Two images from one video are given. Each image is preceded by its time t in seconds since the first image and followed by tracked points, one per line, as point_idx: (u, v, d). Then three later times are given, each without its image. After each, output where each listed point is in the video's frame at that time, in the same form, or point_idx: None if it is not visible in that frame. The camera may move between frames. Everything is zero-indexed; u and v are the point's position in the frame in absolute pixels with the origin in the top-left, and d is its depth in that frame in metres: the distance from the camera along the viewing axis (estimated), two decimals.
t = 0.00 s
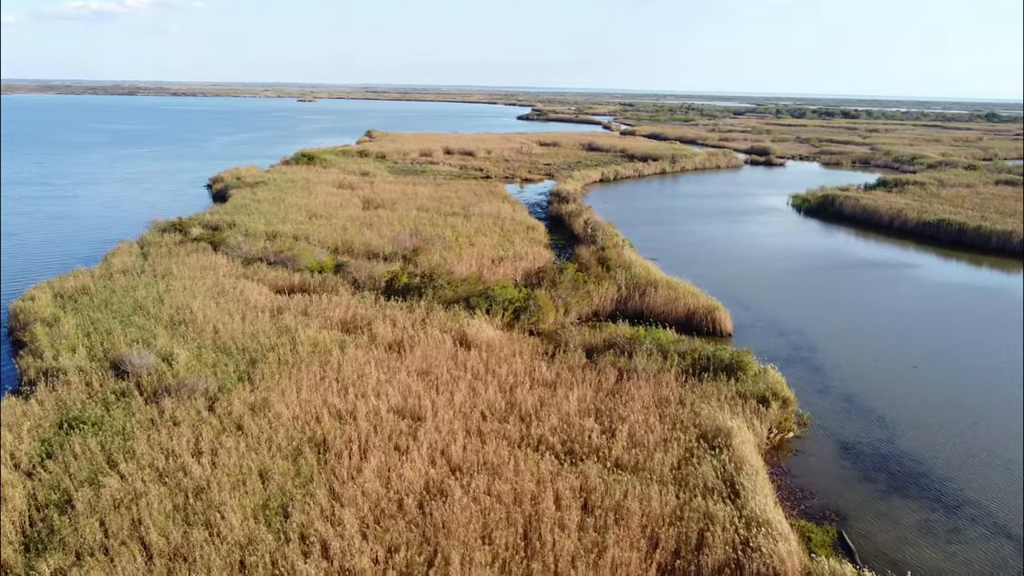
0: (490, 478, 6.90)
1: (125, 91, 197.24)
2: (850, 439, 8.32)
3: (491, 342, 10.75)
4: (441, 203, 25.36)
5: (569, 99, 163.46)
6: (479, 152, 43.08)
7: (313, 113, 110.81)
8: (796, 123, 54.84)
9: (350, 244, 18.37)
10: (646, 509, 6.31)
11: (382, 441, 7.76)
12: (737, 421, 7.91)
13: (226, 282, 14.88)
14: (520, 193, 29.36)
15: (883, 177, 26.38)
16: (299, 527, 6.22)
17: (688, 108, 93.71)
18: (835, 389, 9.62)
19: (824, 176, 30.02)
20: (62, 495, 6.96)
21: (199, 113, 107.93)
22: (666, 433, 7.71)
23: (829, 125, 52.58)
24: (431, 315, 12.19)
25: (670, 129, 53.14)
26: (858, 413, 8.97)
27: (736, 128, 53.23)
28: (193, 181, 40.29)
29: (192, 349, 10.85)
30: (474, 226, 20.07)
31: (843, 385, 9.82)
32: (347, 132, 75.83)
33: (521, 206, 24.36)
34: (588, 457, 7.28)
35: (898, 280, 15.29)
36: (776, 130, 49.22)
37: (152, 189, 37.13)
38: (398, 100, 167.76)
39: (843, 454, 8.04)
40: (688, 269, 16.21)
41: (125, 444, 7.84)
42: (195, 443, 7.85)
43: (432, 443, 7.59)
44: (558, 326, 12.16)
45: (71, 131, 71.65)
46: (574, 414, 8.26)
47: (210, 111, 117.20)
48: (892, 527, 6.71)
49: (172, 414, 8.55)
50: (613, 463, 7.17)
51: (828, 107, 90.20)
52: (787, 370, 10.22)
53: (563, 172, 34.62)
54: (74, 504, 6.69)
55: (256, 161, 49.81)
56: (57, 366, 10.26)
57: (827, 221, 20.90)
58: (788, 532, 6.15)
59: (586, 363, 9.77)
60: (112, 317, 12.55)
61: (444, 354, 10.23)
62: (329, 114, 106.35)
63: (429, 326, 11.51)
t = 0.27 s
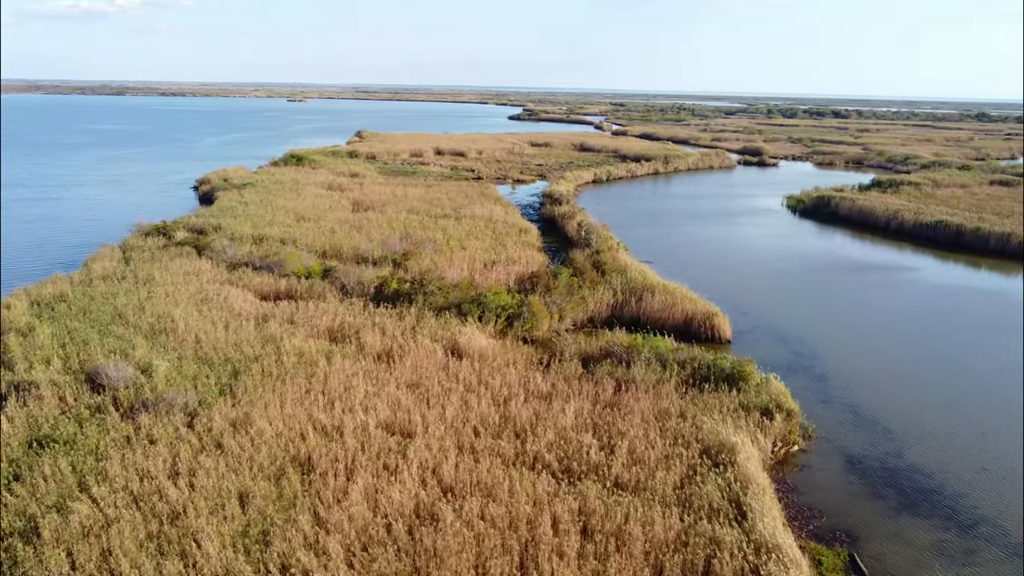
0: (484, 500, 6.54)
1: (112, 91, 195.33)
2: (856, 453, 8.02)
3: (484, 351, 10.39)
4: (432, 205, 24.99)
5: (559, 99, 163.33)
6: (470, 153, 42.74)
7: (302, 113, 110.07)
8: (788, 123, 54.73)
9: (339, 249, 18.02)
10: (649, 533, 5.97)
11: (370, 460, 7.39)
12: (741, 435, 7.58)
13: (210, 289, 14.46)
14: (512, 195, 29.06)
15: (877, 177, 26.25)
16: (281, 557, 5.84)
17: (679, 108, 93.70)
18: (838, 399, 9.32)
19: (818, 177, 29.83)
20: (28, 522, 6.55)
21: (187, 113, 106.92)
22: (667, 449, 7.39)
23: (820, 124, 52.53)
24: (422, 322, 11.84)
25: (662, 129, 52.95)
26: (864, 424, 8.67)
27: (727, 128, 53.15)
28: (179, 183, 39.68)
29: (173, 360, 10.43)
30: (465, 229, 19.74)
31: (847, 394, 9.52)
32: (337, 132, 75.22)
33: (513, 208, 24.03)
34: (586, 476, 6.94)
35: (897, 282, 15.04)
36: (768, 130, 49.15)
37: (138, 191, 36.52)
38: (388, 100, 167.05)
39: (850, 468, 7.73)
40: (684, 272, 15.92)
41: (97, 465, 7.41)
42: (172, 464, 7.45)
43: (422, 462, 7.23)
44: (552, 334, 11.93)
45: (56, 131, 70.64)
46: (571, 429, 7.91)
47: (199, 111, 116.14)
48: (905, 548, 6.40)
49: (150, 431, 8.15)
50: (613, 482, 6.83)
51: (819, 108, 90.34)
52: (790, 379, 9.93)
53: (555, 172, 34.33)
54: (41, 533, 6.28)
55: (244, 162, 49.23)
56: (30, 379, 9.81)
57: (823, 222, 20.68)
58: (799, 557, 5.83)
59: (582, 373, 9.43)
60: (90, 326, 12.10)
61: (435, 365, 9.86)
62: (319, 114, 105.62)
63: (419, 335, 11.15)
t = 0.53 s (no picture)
0: (477, 524, 6.18)
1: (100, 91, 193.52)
2: (865, 466, 7.71)
3: (476, 361, 10.03)
4: (423, 207, 24.62)
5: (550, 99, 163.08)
6: (462, 153, 42.37)
7: (292, 113, 109.36)
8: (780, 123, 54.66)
9: (327, 254, 17.65)
10: (653, 559, 5.63)
11: (357, 481, 7.01)
12: (745, 451, 7.25)
13: (193, 295, 14.04)
14: (503, 196, 28.76)
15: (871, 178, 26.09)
16: None
17: (670, 107, 93.63)
18: (843, 409, 9.01)
19: (811, 177, 29.64)
20: None
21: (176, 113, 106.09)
22: (669, 466, 7.05)
23: (812, 124, 52.53)
24: (412, 330, 11.50)
25: (654, 129, 52.76)
26: (870, 435, 8.36)
27: (720, 128, 53.03)
28: (166, 184, 39.09)
29: (151, 372, 10.02)
30: (457, 233, 19.41)
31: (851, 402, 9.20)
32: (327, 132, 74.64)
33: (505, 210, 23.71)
34: (585, 497, 6.59)
35: (896, 285, 14.79)
36: (760, 130, 49.05)
37: (123, 193, 35.93)
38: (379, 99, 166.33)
39: (859, 484, 7.42)
40: (680, 276, 15.61)
41: (67, 488, 7.01)
42: (147, 486, 7.05)
43: (412, 483, 6.87)
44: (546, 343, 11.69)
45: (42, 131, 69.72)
46: (568, 445, 7.57)
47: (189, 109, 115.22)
48: (919, 571, 6.08)
49: (124, 450, 7.75)
50: (613, 503, 6.49)
51: (811, 108, 90.55)
52: (793, 388, 9.62)
53: (547, 173, 34.03)
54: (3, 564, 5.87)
55: (233, 163, 48.77)
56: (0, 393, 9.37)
57: (819, 224, 20.46)
58: None
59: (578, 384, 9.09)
60: (66, 335, 11.65)
61: (425, 377, 9.50)
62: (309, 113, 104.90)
63: (409, 343, 10.78)
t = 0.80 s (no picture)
0: (470, 551, 5.82)
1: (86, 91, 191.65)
2: (874, 481, 7.39)
3: (468, 372, 9.67)
4: (413, 209, 24.25)
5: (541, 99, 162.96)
6: (453, 153, 42.02)
7: (281, 113, 108.63)
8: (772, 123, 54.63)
9: (316, 259, 17.28)
10: None
11: (343, 503, 6.63)
12: (751, 467, 6.93)
13: (175, 302, 13.62)
14: (495, 198, 28.43)
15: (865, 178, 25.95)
16: None
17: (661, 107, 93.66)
18: (848, 418, 8.69)
19: (804, 178, 29.48)
20: None
21: (163, 113, 104.98)
22: (671, 484, 6.71)
23: (803, 124, 52.48)
24: (402, 338, 11.16)
25: (646, 129, 52.60)
26: (878, 447, 8.05)
27: (711, 127, 52.92)
28: (152, 186, 38.50)
29: (129, 386, 9.62)
30: (448, 236, 19.10)
31: (856, 412, 8.89)
32: (317, 133, 74.05)
33: (497, 212, 23.38)
34: (583, 520, 6.25)
35: (895, 288, 14.54)
36: (752, 130, 48.97)
37: (108, 195, 35.33)
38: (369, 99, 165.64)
39: (870, 500, 7.10)
40: (676, 280, 15.31)
41: (34, 514, 6.61)
42: (120, 512, 6.66)
43: (401, 506, 6.50)
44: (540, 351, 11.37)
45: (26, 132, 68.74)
46: (566, 462, 7.22)
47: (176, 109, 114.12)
48: None
49: (97, 471, 7.36)
50: (613, 526, 6.15)
51: (802, 108, 90.69)
52: (796, 397, 9.30)
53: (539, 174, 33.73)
54: None
55: (220, 164, 48.13)
56: None
57: (815, 225, 20.22)
58: None
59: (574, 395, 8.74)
60: (41, 345, 11.21)
61: (415, 389, 9.13)
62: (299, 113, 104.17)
63: (399, 352, 10.42)
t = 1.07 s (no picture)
0: None
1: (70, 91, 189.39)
2: (883, 497, 7.09)
3: (459, 383, 9.31)
4: (402, 211, 23.87)
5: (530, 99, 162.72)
6: (442, 154, 41.61)
7: (269, 113, 107.73)
8: (762, 123, 54.59)
9: (302, 264, 16.89)
10: None
11: (326, 529, 6.26)
12: (755, 485, 6.59)
13: (155, 310, 13.19)
14: (486, 199, 28.08)
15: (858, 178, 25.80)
16: None
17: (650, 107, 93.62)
18: (852, 429, 8.39)
19: (797, 178, 29.31)
20: None
21: (149, 113, 103.82)
22: (673, 505, 6.38)
23: (793, 124, 52.45)
24: (391, 347, 10.83)
25: (636, 129, 52.41)
26: (885, 460, 7.74)
27: (702, 128, 52.81)
28: (137, 187, 37.83)
29: (102, 401, 9.21)
30: (437, 240, 18.77)
31: (861, 421, 8.59)
32: (305, 133, 73.39)
33: (488, 214, 23.05)
34: (580, 545, 5.91)
35: (893, 292, 14.29)
36: (743, 130, 48.86)
37: (90, 197, 34.65)
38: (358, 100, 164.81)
39: (880, 519, 6.78)
40: (671, 284, 15.01)
41: None
42: (87, 541, 6.31)
43: (388, 531, 6.14)
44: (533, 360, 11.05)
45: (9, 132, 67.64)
46: (561, 481, 6.88)
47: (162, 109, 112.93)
48: None
49: (65, 496, 6.99)
50: (613, 551, 5.81)
51: (791, 108, 90.84)
52: (799, 406, 9.00)
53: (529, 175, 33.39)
54: None
55: (207, 165, 47.51)
56: None
57: (810, 227, 20.00)
58: None
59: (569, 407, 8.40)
60: (11, 357, 10.75)
61: (404, 402, 8.76)
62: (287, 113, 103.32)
63: (386, 363, 10.05)
